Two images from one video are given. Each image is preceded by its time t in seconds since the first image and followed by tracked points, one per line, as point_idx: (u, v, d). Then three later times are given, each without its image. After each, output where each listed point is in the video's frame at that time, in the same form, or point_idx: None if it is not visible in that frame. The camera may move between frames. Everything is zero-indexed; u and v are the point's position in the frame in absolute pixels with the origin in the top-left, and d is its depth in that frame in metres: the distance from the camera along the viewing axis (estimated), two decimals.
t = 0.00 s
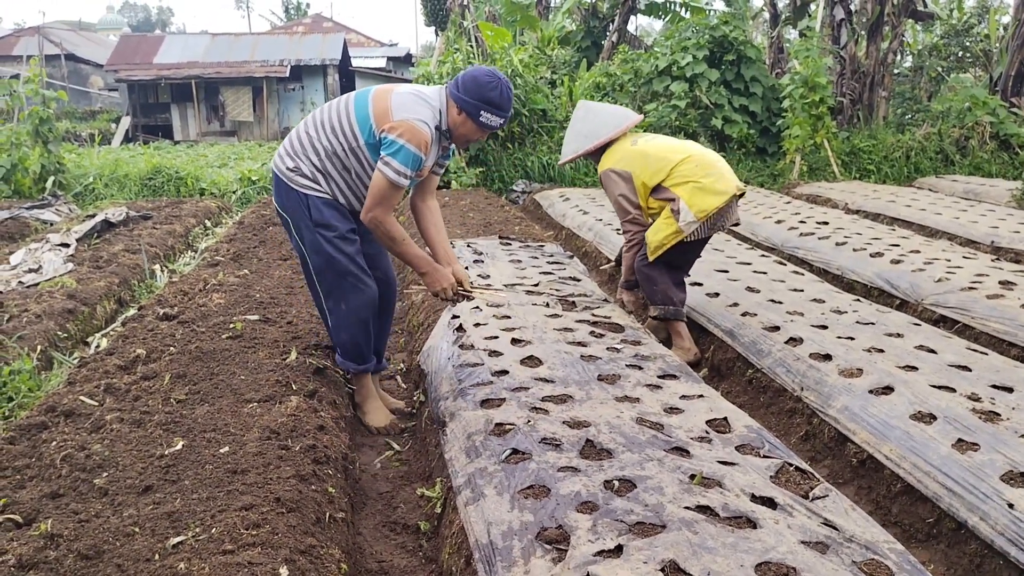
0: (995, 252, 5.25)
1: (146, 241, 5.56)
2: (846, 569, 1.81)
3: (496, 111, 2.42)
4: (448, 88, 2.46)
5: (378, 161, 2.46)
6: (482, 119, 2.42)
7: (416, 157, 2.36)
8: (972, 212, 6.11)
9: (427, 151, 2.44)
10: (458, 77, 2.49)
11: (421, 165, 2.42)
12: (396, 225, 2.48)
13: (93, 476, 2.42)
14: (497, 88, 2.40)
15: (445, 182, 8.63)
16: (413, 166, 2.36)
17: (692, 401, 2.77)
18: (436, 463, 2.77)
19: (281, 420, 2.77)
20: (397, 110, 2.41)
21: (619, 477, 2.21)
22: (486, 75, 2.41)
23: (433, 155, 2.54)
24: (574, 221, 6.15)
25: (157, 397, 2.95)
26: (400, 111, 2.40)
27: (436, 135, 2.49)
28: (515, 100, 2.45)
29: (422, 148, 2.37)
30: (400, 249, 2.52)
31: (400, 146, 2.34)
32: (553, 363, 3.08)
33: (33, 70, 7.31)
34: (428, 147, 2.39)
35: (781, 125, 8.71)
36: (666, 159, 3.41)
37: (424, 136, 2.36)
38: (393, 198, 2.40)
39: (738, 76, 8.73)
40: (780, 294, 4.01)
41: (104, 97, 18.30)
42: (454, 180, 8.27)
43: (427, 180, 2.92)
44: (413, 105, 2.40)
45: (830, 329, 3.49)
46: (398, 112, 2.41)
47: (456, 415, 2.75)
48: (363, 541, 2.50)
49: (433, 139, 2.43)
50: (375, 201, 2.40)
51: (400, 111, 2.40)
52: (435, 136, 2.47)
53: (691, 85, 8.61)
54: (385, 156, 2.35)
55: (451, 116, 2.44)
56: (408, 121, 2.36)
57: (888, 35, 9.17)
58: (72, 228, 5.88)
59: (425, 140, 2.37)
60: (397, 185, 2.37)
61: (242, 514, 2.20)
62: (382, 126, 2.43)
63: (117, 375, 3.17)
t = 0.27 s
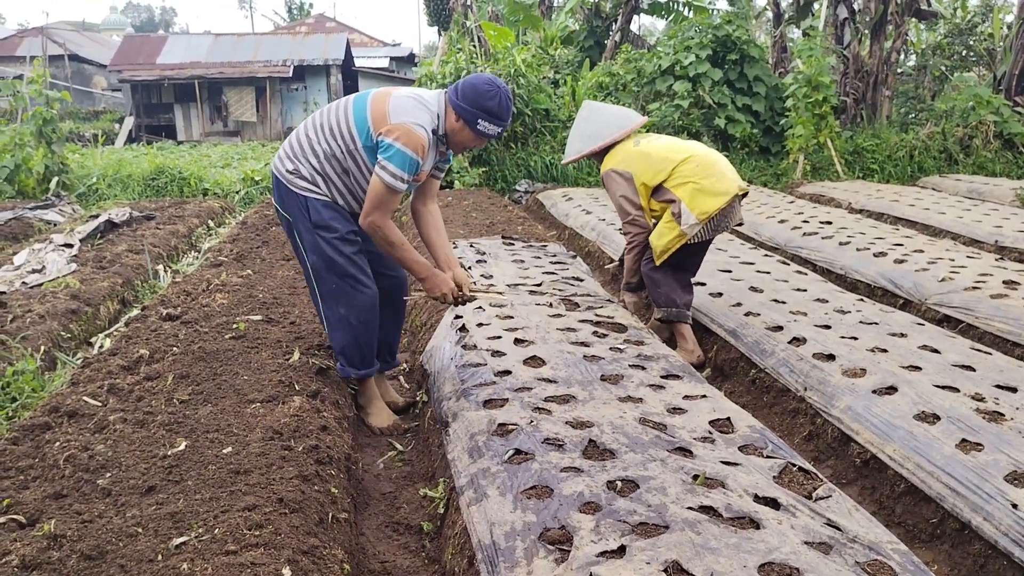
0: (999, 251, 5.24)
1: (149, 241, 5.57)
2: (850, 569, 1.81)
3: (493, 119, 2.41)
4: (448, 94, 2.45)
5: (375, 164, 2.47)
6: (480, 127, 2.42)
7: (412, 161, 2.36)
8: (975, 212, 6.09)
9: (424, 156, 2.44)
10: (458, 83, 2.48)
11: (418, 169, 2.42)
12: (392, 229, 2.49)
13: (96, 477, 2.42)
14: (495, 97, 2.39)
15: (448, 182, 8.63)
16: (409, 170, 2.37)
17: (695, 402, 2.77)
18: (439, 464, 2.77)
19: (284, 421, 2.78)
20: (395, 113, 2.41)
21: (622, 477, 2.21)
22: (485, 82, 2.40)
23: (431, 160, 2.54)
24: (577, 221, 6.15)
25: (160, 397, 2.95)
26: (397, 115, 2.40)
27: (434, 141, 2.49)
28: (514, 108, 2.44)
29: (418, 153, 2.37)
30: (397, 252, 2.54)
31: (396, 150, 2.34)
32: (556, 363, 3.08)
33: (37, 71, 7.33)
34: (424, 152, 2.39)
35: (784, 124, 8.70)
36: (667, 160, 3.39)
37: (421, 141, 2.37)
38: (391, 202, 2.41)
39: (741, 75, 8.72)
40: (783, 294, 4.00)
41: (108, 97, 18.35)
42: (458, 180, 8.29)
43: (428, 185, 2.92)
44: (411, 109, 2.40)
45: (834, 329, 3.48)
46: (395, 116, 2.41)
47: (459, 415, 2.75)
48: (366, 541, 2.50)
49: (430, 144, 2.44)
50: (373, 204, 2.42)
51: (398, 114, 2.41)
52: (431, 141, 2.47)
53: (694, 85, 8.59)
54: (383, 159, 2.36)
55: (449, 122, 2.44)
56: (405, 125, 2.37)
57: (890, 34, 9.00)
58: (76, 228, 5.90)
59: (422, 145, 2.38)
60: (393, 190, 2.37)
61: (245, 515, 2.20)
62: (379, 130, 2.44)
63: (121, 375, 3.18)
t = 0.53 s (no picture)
0: (1002, 251, 5.23)
1: (152, 241, 5.58)
2: (853, 569, 1.81)
3: (493, 129, 2.41)
4: (449, 100, 2.46)
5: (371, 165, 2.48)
6: (479, 137, 2.42)
7: (406, 164, 2.37)
8: (979, 211, 6.08)
9: (421, 159, 2.44)
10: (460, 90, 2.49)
11: (413, 172, 2.42)
12: (386, 230, 2.51)
13: (100, 477, 2.43)
14: (496, 107, 2.39)
15: (451, 182, 8.64)
16: (404, 173, 2.37)
17: (698, 401, 2.77)
18: (441, 463, 2.78)
19: (287, 421, 2.78)
20: (394, 116, 2.42)
21: (625, 477, 2.21)
22: (487, 92, 2.40)
23: (429, 163, 2.55)
24: (579, 221, 6.15)
25: (164, 397, 2.96)
26: (396, 118, 2.41)
27: (432, 145, 2.50)
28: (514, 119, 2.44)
29: (414, 156, 2.37)
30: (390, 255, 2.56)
31: (391, 152, 2.35)
32: (559, 363, 3.08)
33: (40, 71, 7.35)
34: (420, 155, 2.40)
35: (787, 124, 8.69)
36: (678, 163, 3.40)
37: (416, 144, 2.37)
38: (385, 203, 2.42)
39: (743, 75, 8.72)
40: (786, 293, 4.00)
41: (110, 98, 18.39)
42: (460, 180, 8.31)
43: (426, 189, 2.94)
44: (410, 113, 2.41)
45: (836, 329, 3.47)
46: (394, 118, 2.42)
47: (462, 415, 2.76)
48: (369, 541, 2.51)
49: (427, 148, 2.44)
50: (367, 205, 2.43)
51: (396, 117, 2.42)
52: (429, 145, 2.48)
53: (697, 84, 8.58)
54: (378, 160, 2.37)
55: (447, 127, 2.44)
56: (402, 128, 2.38)
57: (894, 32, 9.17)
58: (79, 229, 5.90)
59: (418, 149, 2.38)
60: (386, 191, 2.38)
61: (248, 514, 2.21)
62: (377, 131, 2.45)
63: (124, 375, 3.19)
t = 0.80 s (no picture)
0: (1004, 250, 5.22)
1: (153, 241, 5.58)
2: (854, 569, 1.80)
3: (494, 134, 2.42)
4: (451, 104, 2.47)
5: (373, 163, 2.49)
6: (481, 145, 2.46)
7: (406, 163, 2.37)
8: (980, 210, 6.08)
9: (421, 159, 2.46)
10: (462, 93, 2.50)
11: (412, 172, 2.43)
12: (386, 226, 2.52)
13: (100, 477, 2.43)
14: (498, 113, 2.41)
15: (452, 182, 8.63)
16: (404, 172, 2.38)
17: (699, 401, 2.76)
18: (442, 463, 2.78)
19: (288, 420, 2.78)
20: (395, 116, 2.44)
21: (625, 477, 2.20)
22: (490, 98, 2.42)
23: (429, 163, 2.57)
24: (580, 221, 6.15)
25: (164, 397, 2.96)
26: (397, 118, 2.42)
27: (432, 146, 2.51)
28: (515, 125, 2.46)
29: (414, 155, 2.38)
30: (391, 252, 2.59)
31: (391, 151, 2.36)
32: (560, 363, 3.07)
33: (41, 71, 7.35)
34: (419, 156, 2.41)
35: (788, 123, 8.68)
36: (690, 163, 3.39)
37: (417, 145, 2.38)
38: (386, 201, 2.43)
39: (744, 75, 8.71)
40: (787, 293, 3.99)
41: (111, 98, 18.43)
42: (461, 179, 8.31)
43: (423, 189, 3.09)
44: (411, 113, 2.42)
45: (837, 329, 3.47)
46: (395, 119, 2.43)
47: (462, 415, 2.76)
48: (369, 541, 2.50)
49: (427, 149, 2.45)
50: (368, 203, 2.44)
51: (398, 116, 2.43)
52: (430, 146, 2.50)
53: (698, 84, 8.57)
54: (378, 159, 2.38)
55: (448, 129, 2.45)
56: (404, 128, 2.39)
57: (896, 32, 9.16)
58: (80, 229, 5.91)
59: (418, 150, 2.40)
60: (387, 189, 2.39)
61: (249, 515, 2.21)
62: (378, 131, 2.46)
63: (125, 375, 3.19)
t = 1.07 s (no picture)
0: (1004, 249, 5.22)
1: (153, 241, 5.58)
2: (855, 568, 1.80)
3: (497, 127, 2.53)
4: (456, 100, 2.56)
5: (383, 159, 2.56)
6: (487, 139, 2.56)
7: (416, 157, 2.46)
8: (980, 209, 6.08)
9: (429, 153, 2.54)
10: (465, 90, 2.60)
11: (422, 166, 2.52)
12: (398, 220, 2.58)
13: (101, 477, 2.43)
14: (501, 107, 2.51)
15: (451, 181, 8.62)
16: (415, 165, 2.46)
17: (699, 400, 2.76)
18: (442, 463, 2.77)
19: (288, 420, 2.78)
20: (404, 112, 2.52)
21: (626, 477, 2.20)
22: (493, 93, 2.52)
23: (434, 159, 2.65)
24: (580, 220, 6.15)
25: (165, 397, 2.96)
26: (406, 114, 2.51)
27: (438, 141, 2.60)
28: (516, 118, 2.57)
29: (424, 149, 2.47)
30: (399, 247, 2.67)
31: (403, 145, 2.44)
32: (560, 362, 3.07)
33: (40, 70, 7.35)
34: (429, 150, 2.49)
35: (788, 122, 8.68)
36: (694, 161, 3.38)
37: (427, 139, 2.47)
38: (399, 194, 2.50)
39: (744, 74, 8.70)
40: (788, 292, 3.99)
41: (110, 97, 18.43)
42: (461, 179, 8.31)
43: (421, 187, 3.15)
44: (420, 109, 2.51)
45: (838, 328, 3.46)
46: (404, 115, 2.51)
47: (463, 414, 2.76)
48: (370, 540, 2.50)
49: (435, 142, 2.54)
50: (382, 196, 2.50)
51: (408, 113, 2.51)
52: (436, 141, 2.58)
53: (698, 83, 8.57)
54: (391, 153, 2.45)
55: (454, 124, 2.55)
56: (414, 124, 2.47)
57: (895, 32, 9.16)
58: (80, 228, 5.91)
59: (428, 144, 2.48)
60: (399, 182, 2.47)
61: (249, 515, 2.20)
62: (388, 127, 2.54)
63: (125, 375, 3.18)
